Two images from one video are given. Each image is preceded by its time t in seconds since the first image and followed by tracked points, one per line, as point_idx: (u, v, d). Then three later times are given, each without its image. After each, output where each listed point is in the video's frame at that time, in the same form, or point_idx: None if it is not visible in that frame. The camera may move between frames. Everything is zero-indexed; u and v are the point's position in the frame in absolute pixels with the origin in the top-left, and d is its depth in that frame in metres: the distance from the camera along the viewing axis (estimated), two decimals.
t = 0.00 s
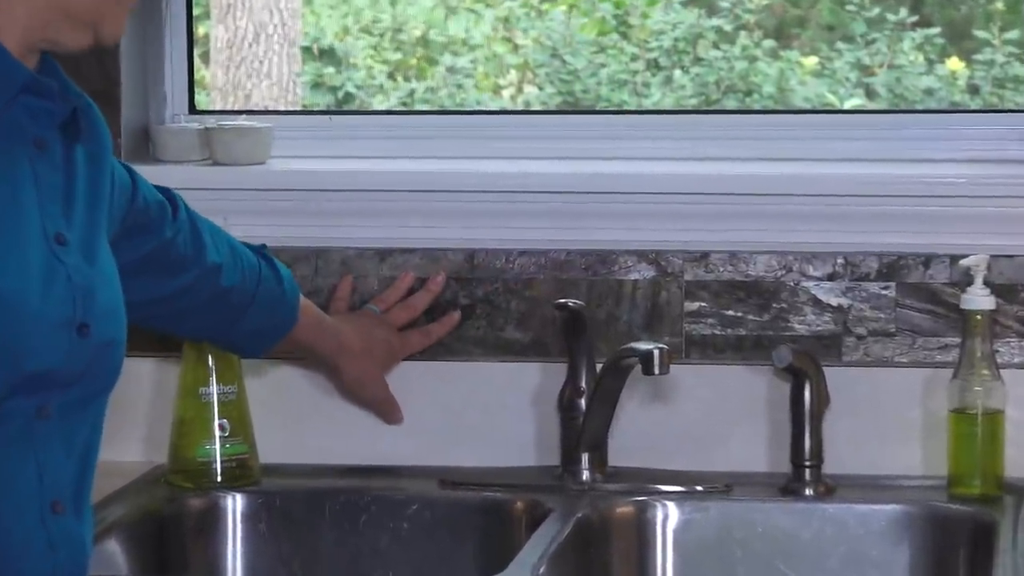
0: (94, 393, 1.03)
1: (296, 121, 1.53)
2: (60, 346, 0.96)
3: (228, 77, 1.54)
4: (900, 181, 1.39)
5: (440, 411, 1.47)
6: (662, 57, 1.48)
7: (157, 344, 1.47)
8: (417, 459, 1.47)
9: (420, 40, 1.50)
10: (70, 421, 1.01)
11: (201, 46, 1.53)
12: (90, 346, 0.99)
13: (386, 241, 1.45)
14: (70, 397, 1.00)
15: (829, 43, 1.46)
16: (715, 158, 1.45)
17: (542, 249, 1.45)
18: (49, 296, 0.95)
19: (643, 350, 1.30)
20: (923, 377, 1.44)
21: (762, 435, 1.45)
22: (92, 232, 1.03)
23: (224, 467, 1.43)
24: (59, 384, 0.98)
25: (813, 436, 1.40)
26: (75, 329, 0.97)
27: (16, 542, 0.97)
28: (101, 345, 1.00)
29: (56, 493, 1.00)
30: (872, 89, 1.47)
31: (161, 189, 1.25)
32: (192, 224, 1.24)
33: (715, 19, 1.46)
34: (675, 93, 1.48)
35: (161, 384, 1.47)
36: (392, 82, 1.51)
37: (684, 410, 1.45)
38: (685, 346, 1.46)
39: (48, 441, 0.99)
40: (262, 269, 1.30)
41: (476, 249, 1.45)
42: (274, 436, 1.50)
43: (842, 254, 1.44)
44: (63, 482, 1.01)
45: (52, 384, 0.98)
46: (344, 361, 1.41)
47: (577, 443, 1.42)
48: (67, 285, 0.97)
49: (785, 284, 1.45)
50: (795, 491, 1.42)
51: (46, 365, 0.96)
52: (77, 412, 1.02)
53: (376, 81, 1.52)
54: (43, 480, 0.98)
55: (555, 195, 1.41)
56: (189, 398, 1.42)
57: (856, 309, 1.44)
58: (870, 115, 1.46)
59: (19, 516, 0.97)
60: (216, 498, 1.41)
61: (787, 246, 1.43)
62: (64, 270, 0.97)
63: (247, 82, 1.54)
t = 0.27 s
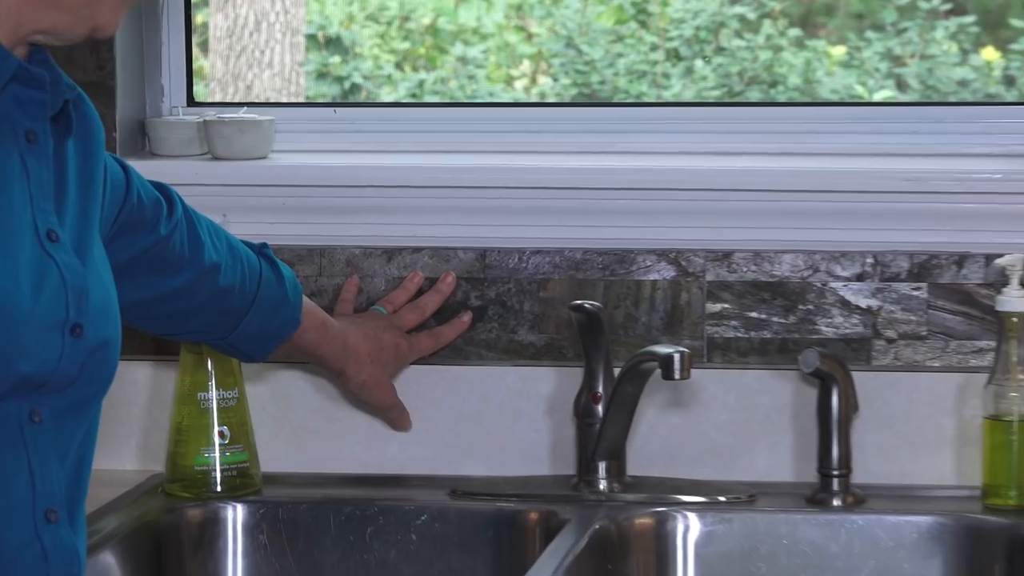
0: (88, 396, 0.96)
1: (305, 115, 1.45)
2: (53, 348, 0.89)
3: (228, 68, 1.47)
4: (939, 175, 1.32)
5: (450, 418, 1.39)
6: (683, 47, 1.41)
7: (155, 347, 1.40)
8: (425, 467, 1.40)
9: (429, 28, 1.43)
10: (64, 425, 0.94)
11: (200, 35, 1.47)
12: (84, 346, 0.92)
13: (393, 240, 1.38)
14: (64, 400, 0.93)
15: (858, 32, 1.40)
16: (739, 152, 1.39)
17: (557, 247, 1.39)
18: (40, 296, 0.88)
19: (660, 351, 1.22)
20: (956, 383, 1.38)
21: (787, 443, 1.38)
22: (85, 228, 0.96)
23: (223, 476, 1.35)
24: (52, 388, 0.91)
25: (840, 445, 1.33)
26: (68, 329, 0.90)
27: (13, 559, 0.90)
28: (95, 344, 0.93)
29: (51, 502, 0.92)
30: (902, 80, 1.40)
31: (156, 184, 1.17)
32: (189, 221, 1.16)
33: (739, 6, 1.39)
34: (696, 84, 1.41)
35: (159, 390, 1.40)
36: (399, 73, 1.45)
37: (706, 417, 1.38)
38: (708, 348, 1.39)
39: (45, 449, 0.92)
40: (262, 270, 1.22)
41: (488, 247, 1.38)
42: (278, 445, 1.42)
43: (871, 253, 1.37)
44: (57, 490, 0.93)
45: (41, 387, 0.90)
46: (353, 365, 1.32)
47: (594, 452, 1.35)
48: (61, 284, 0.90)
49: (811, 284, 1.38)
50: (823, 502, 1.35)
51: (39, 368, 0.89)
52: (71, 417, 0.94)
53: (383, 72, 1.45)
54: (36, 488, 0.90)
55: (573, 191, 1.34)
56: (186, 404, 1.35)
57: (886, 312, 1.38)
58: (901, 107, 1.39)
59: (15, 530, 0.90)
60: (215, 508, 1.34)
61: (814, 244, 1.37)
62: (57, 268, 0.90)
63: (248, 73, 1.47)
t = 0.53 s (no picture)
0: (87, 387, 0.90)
1: (315, 106, 1.40)
2: (43, 337, 0.83)
3: (235, 58, 1.41)
4: (972, 171, 1.26)
5: (469, 425, 1.33)
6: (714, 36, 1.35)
7: (160, 352, 1.33)
8: (442, 477, 1.34)
9: (446, 16, 1.37)
10: (62, 420, 0.88)
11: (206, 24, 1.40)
12: (78, 333, 0.86)
13: (408, 239, 1.32)
14: (63, 394, 0.87)
15: (896, 20, 1.33)
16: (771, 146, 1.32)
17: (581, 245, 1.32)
18: (25, 282, 0.82)
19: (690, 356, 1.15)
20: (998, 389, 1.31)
21: (821, 452, 1.32)
22: (70, 209, 0.90)
23: (230, 486, 1.28)
24: (47, 380, 0.85)
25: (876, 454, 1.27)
26: (60, 317, 0.84)
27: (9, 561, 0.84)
28: (90, 330, 0.87)
29: (52, 501, 0.86)
30: (943, 71, 1.34)
31: (145, 166, 1.11)
32: (181, 204, 1.10)
33: None
34: (727, 75, 1.35)
35: (163, 396, 1.33)
36: (415, 63, 1.38)
37: (735, 424, 1.32)
38: (739, 352, 1.32)
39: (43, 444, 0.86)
40: (264, 253, 1.16)
41: (508, 246, 1.32)
42: (289, 453, 1.35)
43: (911, 252, 1.30)
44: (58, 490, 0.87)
45: (35, 380, 0.84)
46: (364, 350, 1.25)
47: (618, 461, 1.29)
48: (47, 269, 0.83)
49: (846, 285, 1.32)
50: (859, 514, 1.28)
51: (29, 360, 0.82)
52: (69, 410, 0.88)
53: (398, 62, 1.39)
54: (35, 486, 0.85)
55: (598, 186, 1.28)
56: (191, 411, 1.29)
57: (926, 314, 1.31)
58: (941, 99, 1.33)
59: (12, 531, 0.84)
60: (222, 519, 1.27)
61: (851, 242, 1.30)
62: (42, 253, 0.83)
63: (257, 63, 1.40)
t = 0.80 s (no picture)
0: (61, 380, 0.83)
1: (312, 101, 1.33)
2: None
3: (229, 47, 1.34)
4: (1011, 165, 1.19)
5: (475, 433, 1.26)
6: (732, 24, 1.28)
7: (151, 355, 1.28)
8: (447, 488, 1.27)
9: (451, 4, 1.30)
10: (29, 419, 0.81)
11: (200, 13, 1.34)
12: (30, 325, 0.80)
13: (411, 237, 1.25)
14: (24, 391, 0.81)
15: (924, 8, 1.27)
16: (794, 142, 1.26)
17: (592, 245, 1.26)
18: None
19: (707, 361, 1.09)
20: None
21: (844, 461, 1.26)
22: (22, 187, 0.81)
23: (225, 496, 1.22)
24: None
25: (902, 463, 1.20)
26: None
27: None
28: (47, 319, 0.81)
29: (14, 506, 0.80)
30: (973, 61, 1.27)
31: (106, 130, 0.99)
32: (149, 169, 0.98)
33: None
34: (746, 66, 1.28)
35: (154, 402, 1.27)
36: (418, 53, 1.32)
37: (755, 432, 1.26)
38: (758, 356, 1.26)
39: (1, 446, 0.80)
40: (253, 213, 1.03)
41: (516, 246, 1.26)
42: (286, 462, 1.28)
43: (938, 252, 1.24)
44: (19, 491, 0.80)
45: None
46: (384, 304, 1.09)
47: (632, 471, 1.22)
48: None
49: (870, 286, 1.25)
50: (885, 527, 1.21)
51: None
52: (31, 407, 0.81)
53: (401, 51, 1.32)
54: None
55: (611, 183, 1.22)
56: (183, 418, 1.22)
57: (954, 317, 1.25)
58: (971, 91, 1.27)
59: None
60: (215, 531, 1.20)
61: (876, 242, 1.24)
62: None
63: (252, 53, 1.34)
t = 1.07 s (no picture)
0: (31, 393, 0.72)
1: (319, 92, 1.28)
2: None
3: (228, 39, 1.28)
4: None
5: (486, 444, 1.20)
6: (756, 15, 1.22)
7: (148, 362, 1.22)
8: (456, 501, 1.21)
9: None
10: None
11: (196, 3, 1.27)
12: None
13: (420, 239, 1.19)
14: None
15: None
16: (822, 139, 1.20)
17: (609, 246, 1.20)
18: None
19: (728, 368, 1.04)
20: None
21: (875, 473, 1.20)
22: None
23: (223, 511, 1.15)
24: None
25: (937, 475, 1.14)
26: None
27: None
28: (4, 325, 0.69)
29: None
30: (1010, 53, 1.21)
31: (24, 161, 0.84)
32: None
33: None
34: (771, 59, 1.23)
35: (150, 412, 1.21)
36: (426, 44, 1.26)
37: (782, 443, 1.20)
38: (784, 363, 1.20)
39: None
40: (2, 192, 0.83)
41: (529, 247, 1.20)
42: (289, 475, 1.22)
43: (973, 254, 1.18)
44: None
45: None
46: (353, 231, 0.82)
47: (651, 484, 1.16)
48: None
49: (901, 290, 1.19)
50: (918, 543, 1.14)
51: None
52: (5, 413, 0.70)
53: (408, 43, 1.26)
54: None
55: (630, 181, 1.16)
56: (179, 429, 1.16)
57: (990, 323, 1.19)
58: (1007, 87, 1.21)
59: None
60: (214, 548, 1.13)
61: (909, 242, 1.18)
62: None
63: (252, 45, 1.28)
